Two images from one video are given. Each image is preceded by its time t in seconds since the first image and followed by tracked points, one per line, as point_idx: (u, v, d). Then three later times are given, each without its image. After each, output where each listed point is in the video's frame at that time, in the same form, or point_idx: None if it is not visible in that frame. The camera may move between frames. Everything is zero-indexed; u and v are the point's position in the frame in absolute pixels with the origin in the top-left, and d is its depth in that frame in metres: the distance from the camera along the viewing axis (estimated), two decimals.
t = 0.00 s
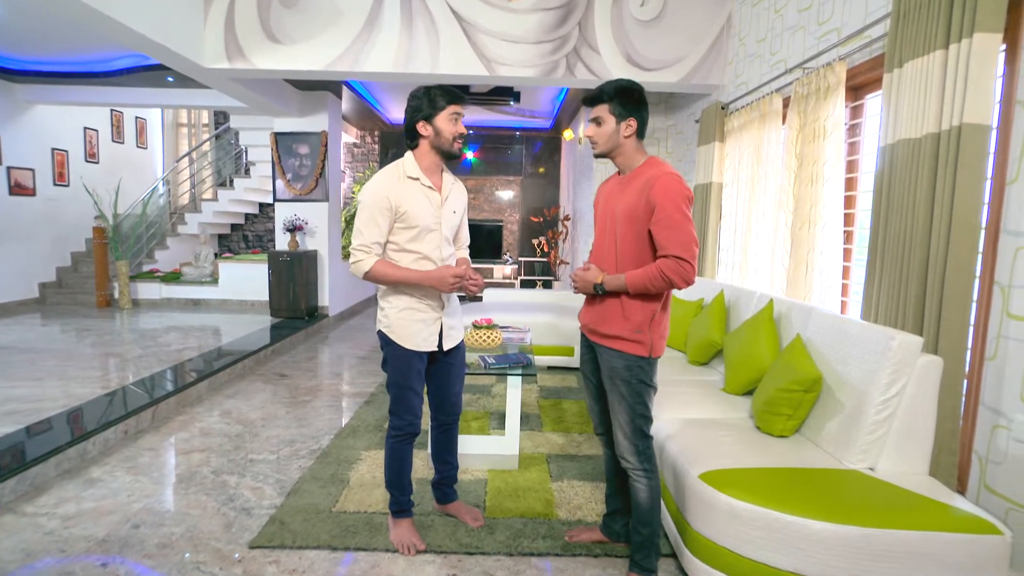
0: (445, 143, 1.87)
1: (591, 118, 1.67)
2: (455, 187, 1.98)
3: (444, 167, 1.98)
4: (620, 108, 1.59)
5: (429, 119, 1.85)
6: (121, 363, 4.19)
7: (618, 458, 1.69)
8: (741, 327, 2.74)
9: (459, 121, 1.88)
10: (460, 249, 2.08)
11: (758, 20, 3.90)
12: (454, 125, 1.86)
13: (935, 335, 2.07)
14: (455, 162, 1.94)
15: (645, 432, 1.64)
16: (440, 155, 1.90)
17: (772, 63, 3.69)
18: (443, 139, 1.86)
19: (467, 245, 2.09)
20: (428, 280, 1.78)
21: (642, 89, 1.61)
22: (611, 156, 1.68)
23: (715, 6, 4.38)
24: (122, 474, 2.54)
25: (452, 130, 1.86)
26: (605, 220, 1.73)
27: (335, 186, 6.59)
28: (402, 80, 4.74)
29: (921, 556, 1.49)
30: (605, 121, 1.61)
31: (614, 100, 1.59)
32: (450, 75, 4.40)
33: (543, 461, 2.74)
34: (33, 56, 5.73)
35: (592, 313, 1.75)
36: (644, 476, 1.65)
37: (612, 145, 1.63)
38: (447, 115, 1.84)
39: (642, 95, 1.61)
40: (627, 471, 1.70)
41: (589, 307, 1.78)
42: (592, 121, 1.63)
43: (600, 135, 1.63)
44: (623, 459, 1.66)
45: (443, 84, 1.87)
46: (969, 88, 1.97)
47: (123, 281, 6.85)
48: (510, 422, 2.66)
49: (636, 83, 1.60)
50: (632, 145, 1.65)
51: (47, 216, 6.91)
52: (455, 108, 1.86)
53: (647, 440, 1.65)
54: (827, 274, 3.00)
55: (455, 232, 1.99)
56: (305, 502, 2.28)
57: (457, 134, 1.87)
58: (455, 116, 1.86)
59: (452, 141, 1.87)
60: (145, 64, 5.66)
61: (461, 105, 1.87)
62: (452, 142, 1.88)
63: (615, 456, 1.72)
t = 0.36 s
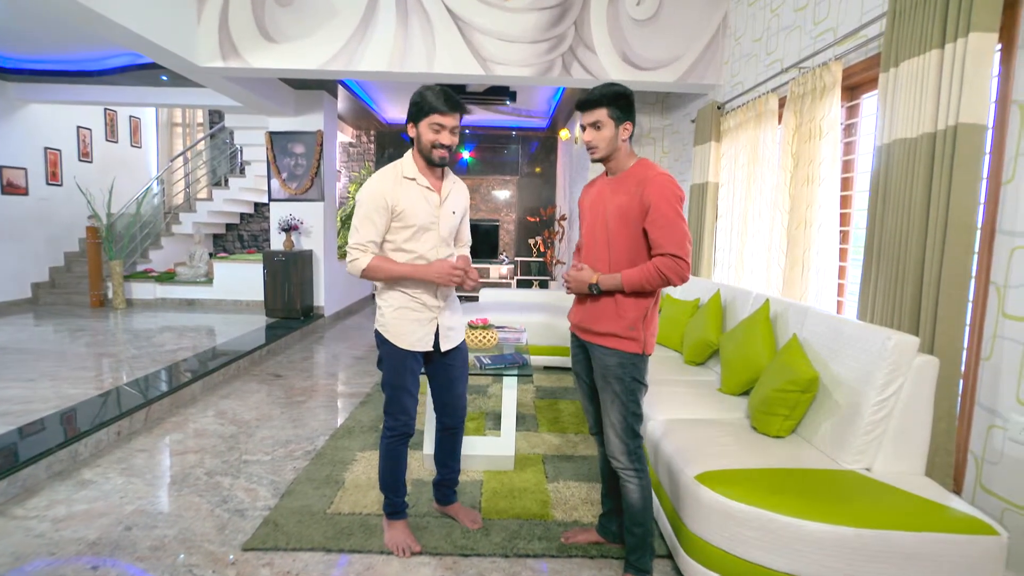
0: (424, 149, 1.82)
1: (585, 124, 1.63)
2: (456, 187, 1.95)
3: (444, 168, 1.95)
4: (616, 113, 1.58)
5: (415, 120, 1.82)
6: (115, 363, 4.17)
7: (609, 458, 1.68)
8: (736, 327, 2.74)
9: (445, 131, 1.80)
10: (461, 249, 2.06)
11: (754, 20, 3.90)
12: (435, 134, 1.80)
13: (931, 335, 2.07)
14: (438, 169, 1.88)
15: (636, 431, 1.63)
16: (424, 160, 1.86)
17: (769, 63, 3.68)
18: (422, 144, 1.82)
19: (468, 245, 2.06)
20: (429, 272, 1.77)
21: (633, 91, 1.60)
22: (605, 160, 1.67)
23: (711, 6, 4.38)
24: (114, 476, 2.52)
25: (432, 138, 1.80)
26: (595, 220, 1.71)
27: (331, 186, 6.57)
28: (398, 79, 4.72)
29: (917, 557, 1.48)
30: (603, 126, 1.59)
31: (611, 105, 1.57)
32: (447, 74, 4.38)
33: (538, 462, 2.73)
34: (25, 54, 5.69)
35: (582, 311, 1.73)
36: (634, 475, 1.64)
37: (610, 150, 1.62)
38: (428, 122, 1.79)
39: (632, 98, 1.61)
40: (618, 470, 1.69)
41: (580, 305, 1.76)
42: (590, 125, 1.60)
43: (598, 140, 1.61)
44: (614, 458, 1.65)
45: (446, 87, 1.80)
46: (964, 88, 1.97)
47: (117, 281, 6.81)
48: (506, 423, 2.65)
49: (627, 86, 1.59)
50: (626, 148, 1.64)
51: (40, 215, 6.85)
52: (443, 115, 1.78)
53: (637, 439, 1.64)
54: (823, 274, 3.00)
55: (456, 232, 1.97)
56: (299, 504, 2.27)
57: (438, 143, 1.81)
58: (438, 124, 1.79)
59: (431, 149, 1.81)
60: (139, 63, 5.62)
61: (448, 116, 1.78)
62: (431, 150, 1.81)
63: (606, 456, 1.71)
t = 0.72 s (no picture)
0: (442, 153, 1.80)
1: (576, 130, 1.59)
2: (474, 190, 1.92)
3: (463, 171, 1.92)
4: (606, 117, 1.57)
5: (434, 123, 1.79)
6: (111, 364, 4.14)
7: (607, 456, 1.67)
8: (734, 327, 2.73)
9: (462, 136, 1.77)
10: (479, 252, 2.01)
11: (753, 20, 3.89)
12: (452, 139, 1.77)
13: (931, 335, 2.07)
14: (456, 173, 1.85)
15: (639, 428, 1.63)
16: (442, 164, 1.83)
17: (767, 63, 3.67)
18: (440, 148, 1.79)
19: (486, 248, 2.02)
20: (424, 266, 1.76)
21: (615, 93, 1.59)
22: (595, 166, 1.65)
23: (710, 6, 4.37)
24: (109, 478, 2.50)
25: (450, 143, 1.77)
26: (587, 224, 1.67)
27: (329, 186, 6.55)
28: (395, 79, 4.71)
29: (917, 559, 1.47)
30: (596, 132, 1.57)
31: (601, 110, 1.55)
32: (445, 74, 4.37)
33: (536, 463, 2.72)
34: (21, 53, 5.66)
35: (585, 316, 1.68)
36: (634, 474, 1.63)
37: (603, 155, 1.60)
38: (446, 127, 1.76)
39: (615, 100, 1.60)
40: (616, 470, 1.67)
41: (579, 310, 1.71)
42: (583, 132, 1.57)
43: (592, 146, 1.58)
44: (614, 457, 1.63)
45: (465, 91, 1.76)
46: (964, 88, 1.96)
47: (113, 281, 6.79)
48: (504, 423, 2.64)
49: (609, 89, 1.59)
50: (615, 151, 1.64)
51: (36, 216, 6.83)
52: (461, 121, 1.75)
53: (638, 438, 1.63)
54: (821, 274, 3.00)
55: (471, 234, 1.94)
56: (296, 506, 2.25)
57: (455, 148, 1.77)
58: (455, 130, 1.76)
59: (448, 153, 1.79)
60: (135, 62, 5.58)
61: (466, 122, 1.75)
62: (448, 155, 1.78)
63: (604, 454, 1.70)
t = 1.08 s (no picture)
0: (438, 152, 1.78)
1: (587, 131, 1.56)
2: (471, 189, 1.90)
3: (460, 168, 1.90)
4: (618, 117, 1.54)
5: (430, 122, 1.77)
6: (109, 364, 4.13)
7: (612, 458, 1.65)
8: (734, 328, 2.72)
9: (459, 135, 1.76)
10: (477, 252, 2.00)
11: (752, 19, 3.88)
12: (449, 138, 1.75)
13: (932, 336, 2.05)
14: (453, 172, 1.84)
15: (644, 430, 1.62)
16: (438, 163, 1.82)
17: (767, 62, 3.66)
18: (436, 147, 1.77)
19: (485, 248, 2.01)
20: (429, 257, 1.74)
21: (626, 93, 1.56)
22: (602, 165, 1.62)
23: (710, 6, 4.36)
24: (106, 479, 2.49)
25: (446, 142, 1.75)
26: (590, 222, 1.64)
27: (328, 186, 6.54)
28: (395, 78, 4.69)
29: (919, 563, 1.46)
30: (609, 131, 1.54)
31: (615, 109, 1.52)
32: (444, 74, 4.35)
33: (535, 465, 2.70)
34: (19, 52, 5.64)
35: (581, 312, 1.68)
36: (639, 475, 1.62)
37: (613, 154, 1.57)
38: (442, 126, 1.74)
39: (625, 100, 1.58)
40: (620, 471, 1.66)
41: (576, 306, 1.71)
42: (596, 132, 1.54)
43: (604, 146, 1.55)
44: (619, 458, 1.62)
45: (462, 89, 1.74)
46: (966, 88, 1.95)
47: (112, 281, 6.78)
48: (503, 425, 2.62)
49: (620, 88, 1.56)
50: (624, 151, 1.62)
51: (34, 215, 6.81)
52: (457, 119, 1.73)
53: (643, 439, 1.62)
54: (822, 274, 2.98)
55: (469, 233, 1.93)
56: (293, 508, 2.24)
57: (450, 147, 1.76)
58: (452, 128, 1.74)
59: (444, 153, 1.77)
60: (134, 61, 5.56)
61: (462, 121, 1.73)
62: (445, 154, 1.77)
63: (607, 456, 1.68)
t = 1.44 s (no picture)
0: (414, 147, 1.78)
1: (601, 129, 1.52)
2: (452, 184, 1.89)
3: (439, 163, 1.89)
4: (634, 116, 1.51)
5: (404, 118, 1.77)
6: (108, 365, 4.12)
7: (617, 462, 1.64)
8: (734, 330, 2.70)
9: (433, 129, 1.75)
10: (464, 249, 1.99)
11: (753, 19, 3.87)
12: (423, 132, 1.75)
13: (934, 337, 2.04)
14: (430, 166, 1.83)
15: (650, 435, 1.61)
16: (415, 159, 1.81)
17: (768, 62, 3.65)
18: (411, 142, 1.77)
19: (471, 245, 2.00)
20: (411, 256, 1.73)
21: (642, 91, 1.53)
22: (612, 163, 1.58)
23: (710, 6, 4.35)
24: (104, 480, 2.48)
25: (420, 136, 1.75)
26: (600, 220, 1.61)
27: (328, 186, 6.53)
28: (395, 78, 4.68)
29: (921, 566, 1.45)
30: (623, 131, 1.51)
31: (631, 108, 1.50)
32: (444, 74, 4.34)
33: (535, 466, 2.69)
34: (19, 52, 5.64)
35: (588, 315, 1.65)
36: (644, 479, 1.61)
37: (625, 152, 1.54)
38: (416, 120, 1.73)
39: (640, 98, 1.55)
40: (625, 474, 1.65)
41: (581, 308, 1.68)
42: (609, 131, 1.51)
43: (616, 145, 1.52)
44: (624, 462, 1.61)
45: (436, 83, 1.73)
46: (968, 87, 1.94)
47: (111, 281, 6.78)
48: (502, 426, 2.61)
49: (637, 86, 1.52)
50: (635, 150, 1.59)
51: (34, 216, 6.81)
52: (429, 113, 1.72)
53: (649, 443, 1.61)
54: (823, 275, 2.97)
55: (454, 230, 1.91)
56: (291, 509, 2.23)
57: (424, 140, 1.75)
58: (425, 123, 1.74)
59: (420, 148, 1.76)
60: (133, 61, 5.55)
61: (435, 114, 1.72)
62: (420, 148, 1.76)
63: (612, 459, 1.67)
